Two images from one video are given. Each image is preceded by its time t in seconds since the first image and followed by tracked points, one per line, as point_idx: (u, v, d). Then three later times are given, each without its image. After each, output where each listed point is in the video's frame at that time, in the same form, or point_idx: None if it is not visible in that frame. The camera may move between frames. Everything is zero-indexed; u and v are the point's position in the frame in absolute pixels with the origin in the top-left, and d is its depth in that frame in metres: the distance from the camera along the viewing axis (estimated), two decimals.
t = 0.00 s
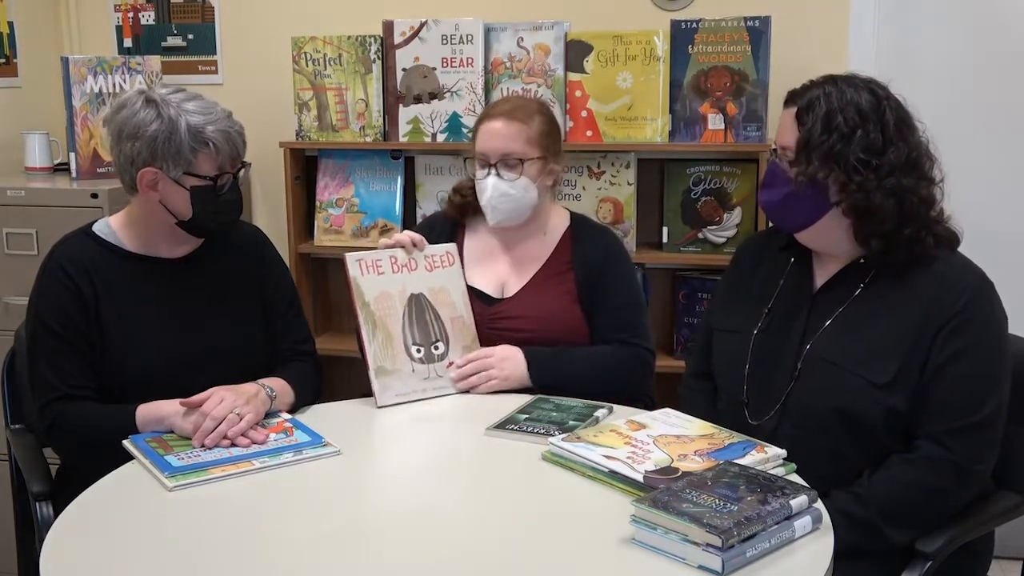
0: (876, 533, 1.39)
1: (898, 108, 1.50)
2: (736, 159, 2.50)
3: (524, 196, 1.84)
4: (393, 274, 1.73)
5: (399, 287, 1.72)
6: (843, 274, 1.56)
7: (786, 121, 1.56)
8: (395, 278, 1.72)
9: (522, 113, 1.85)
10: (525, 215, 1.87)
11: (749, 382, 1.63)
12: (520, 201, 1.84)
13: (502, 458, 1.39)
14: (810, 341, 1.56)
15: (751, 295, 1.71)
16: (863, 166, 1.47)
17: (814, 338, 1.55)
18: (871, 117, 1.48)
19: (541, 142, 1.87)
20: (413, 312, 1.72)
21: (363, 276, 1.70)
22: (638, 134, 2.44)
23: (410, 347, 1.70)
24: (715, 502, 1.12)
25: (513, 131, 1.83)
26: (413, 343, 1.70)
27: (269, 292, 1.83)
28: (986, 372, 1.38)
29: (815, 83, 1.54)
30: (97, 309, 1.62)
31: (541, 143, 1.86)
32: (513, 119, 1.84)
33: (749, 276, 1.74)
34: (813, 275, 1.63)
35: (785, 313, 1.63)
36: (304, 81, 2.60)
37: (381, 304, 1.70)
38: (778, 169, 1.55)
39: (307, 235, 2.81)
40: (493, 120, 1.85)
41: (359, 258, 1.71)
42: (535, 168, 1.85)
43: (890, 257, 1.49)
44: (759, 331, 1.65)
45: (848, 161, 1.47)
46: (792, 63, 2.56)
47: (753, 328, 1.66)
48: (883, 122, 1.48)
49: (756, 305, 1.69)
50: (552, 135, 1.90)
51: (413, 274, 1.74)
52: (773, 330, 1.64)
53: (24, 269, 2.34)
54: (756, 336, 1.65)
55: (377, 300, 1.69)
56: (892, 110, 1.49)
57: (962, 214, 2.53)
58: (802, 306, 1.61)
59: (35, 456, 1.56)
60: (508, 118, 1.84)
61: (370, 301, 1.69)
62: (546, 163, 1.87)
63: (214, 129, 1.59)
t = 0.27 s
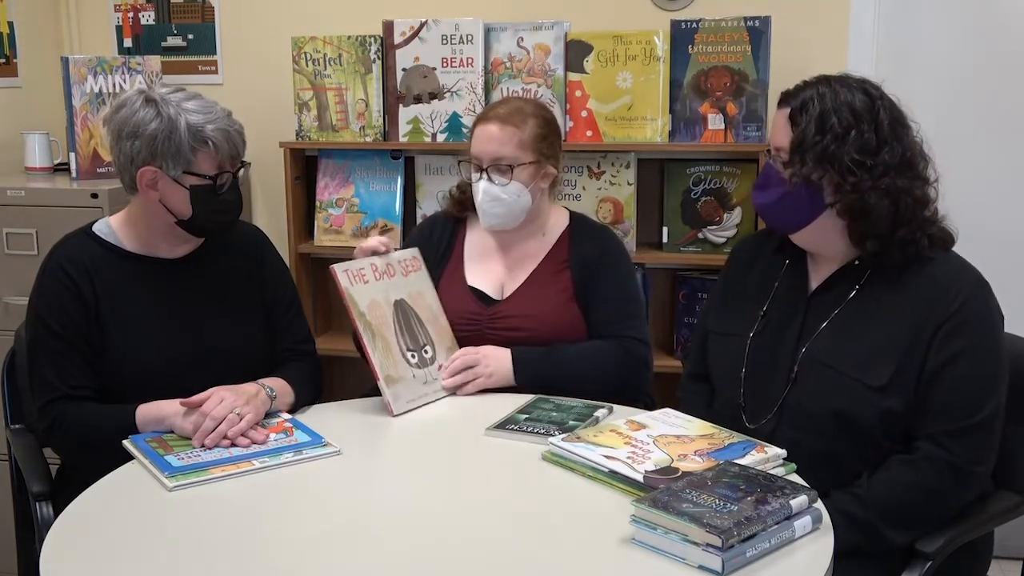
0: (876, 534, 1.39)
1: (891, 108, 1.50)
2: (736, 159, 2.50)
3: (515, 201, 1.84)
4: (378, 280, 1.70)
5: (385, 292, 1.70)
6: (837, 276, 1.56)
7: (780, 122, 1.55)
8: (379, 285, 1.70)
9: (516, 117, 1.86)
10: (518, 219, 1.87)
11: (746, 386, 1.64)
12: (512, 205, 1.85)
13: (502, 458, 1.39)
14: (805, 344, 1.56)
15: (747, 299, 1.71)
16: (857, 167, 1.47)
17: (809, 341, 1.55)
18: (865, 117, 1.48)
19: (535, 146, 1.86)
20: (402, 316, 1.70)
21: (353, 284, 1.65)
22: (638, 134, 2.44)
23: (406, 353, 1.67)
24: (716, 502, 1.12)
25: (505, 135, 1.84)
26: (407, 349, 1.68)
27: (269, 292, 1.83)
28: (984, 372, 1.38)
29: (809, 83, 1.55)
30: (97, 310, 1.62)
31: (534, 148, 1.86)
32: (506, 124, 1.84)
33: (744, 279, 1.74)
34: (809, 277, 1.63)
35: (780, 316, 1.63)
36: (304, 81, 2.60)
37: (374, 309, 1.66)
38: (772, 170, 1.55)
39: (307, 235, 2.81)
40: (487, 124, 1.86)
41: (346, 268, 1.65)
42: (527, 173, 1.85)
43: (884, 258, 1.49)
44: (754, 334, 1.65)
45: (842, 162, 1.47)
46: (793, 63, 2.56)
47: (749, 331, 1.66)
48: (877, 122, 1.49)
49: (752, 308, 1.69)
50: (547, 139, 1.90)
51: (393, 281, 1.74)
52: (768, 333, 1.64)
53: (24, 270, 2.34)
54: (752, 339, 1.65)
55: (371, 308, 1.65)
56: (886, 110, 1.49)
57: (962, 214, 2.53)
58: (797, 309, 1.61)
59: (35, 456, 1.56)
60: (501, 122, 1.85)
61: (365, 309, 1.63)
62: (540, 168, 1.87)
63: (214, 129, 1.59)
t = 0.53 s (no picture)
0: (877, 534, 1.39)
1: (889, 108, 1.50)
2: (736, 159, 2.50)
3: (518, 203, 1.84)
4: (374, 282, 1.69)
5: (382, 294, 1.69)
6: (836, 277, 1.56)
7: (778, 122, 1.55)
8: (376, 287, 1.69)
9: (519, 118, 1.85)
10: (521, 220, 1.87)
11: (746, 387, 1.64)
12: (515, 207, 1.85)
13: (502, 458, 1.39)
14: (804, 344, 1.56)
15: (746, 299, 1.71)
16: (855, 166, 1.47)
17: (808, 342, 1.55)
18: (862, 117, 1.48)
19: (539, 148, 1.86)
20: (399, 318, 1.69)
21: (350, 286, 1.63)
22: (638, 134, 2.44)
23: (404, 353, 1.67)
24: (716, 502, 1.12)
25: (510, 137, 1.83)
26: (405, 349, 1.67)
27: (268, 292, 1.83)
28: (984, 372, 1.38)
29: (806, 83, 1.54)
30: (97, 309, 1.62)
31: (538, 151, 1.86)
32: (511, 126, 1.84)
33: (743, 279, 1.74)
34: (808, 277, 1.63)
35: (779, 317, 1.63)
36: (304, 81, 2.60)
37: (373, 311, 1.65)
38: (770, 170, 1.55)
39: (307, 235, 2.81)
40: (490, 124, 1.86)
41: (343, 269, 1.64)
42: (530, 176, 1.85)
43: (883, 258, 1.49)
44: (753, 335, 1.65)
45: (840, 163, 1.47)
46: (793, 63, 2.56)
47: (748, 332, 1.66)
48: (874, 122, 1.49)
49: (750, 309, 1.69)
50: (551, 142, 1.90)
51: (389, 282, 1.72)
52: (767, 334, 1.64)
53: (24, 270, 2.34)
54: (751, 340, 1.65)
55: (369, 310, 1.64)
56: (883, 110, 1.49)
57: (962, 214, 2.53)
58: (796, 309, 1.61)
59: (35, 456, 1.56)
60: (506, 123, 1.84)
61: (363, 311, 1.62)
62: (543, 170, 1.87)
63: (214, 129, 1.59)
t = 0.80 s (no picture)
0: (876, 534, 1.39)
1: (890, 107, 1.50)
2: (736, 159, 2.50)
3: (525, 203, 1.84)
4: (379, 279, 1.68)
5: (386, 292, 1.68)
6: (837, 275, 1.56)
7: (779, 122, 1.55)
8: (381, 285, 1.68)
9: (530, 117, 1.85)
10: (526, 220, 1.87)
11: (746, 386, 1.64)
12: (521, 207, 1.85)
13: (502, 458, 1.39)
14: (805, 343, 1.56)
15: (747, 299, 1.71)
16: (857, 166, 1.47)
17: (809, 341, 1.55)
18: (864, 117, 1.48)
19: (547, 148, 1.86)
20: (402, 316, 1.68)
21: (354, 283, 1.63)
22: (638, 134, 2.44)
23: (405, 352, 1.66)
24: (715, 502, 1.12)
25: (520, 135, 1.83)
26: (407, 349, 1.67)
27: (268, 292, 1.83)
28: (983, 371, 1.38)
29: (808, 83, 1.54)
30: (97, 309, 1.62)
31: (547, 150, 1.86)
32: (523, 125, 1.84)
33: (744, 279, 1.74)
34: (809, 277, 1.63)
35: (781, 316, 1.63)
36: (304, 81, 2.60)
37: (374, 309, 1.64)
38: (771, 170, 1.55)
39: (307, 235, 2.81)
40: (501, 122, 1.85)
41: (347, 266, 1.64)
42: (539, 175, 1.85)
43: (884, 257, 1.49)
44: (754, 334, 1.65)
45: (842, 162, 1.47)
46: (793, 63, 2.56)
47: (749, 332, 1.67)
48: (876, 121, 1.49)
49: (752, 309, 1.69)
50: (560, 142, 1.89)
51: (395, 280, 1.71)
52: (768, 333, 1.64)
53: (24, 270, 2.34)
54: (752, 340, 1.65)
55: (370, 308, 1.63)
56: (885, 110, 1.49)
57: (962, 214, 2.53)
58: (797, 309, 1.61)
59: (35, 456, 1.56)
60: (517, 122, 1.84)
61: (364, 309, 1.62)
62: (551, 170, 1.87)
63: (215, 129, 1.59)
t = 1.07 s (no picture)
0: (876, 534, 1.39)
1: (896, 106, 1.50)
2: (736, 159, 2.50)
3: (530, 200, 1.84)
4: (406, 276, 1.68)
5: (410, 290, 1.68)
6: (841, 272, 1.56)
7: (784, 121, 1.55)
8: (405, 282, 1.68)
9: (530, 115, 1.85)
10: (531, 217, 1.87)
11: (749, 383, 1.64)
12: (526, 204, 1.85)
13: (503, 458, 1.39)
14: (809, 340, 1.56)
15: (750, 296, 1.71)
16: (863, 164, 1.47)
17: (812, 338, 1.56)
18: (870, 115, 1.48)
19: (549, 145, 1.86)
20: (427, 314, 1.68)
21: (373, 279, 1.66)
22: (638, 134, 2.44)
23: (422, 351, 1.66)
24: (715, 502, 1.12)
25: (521, 133, 1.83)
26: (425, 347, 1.66)
27: (269, 292, 1.83)
28: (984, 370, 1.38)
29: (813, 82, 1.54)
30: (97, 309, 1.62)
31: (548, 147, 1.86)
32: (523, 123, 1.84)
33: (747, 278, 1.74)
34: (813, 274, 1.63)
35: (784, 314, 1.63)
36: (304, 81, 2.60)
37: (393, 306, 1.65)
38: (777, 168, 1.55)
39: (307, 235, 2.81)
40: (501, 121, 1.85)
41: (369, 261, 1.67)
42: (542, 172, 1.85)
43: (890, 255, 1.50)
44: (758, 332, 1.66)
45: (848, 160, 1.47)
46: (792, 64, 2.56)
47: (753, 329, 1.67)
48: (882, 120, 1.48)
49: (756, 307, 1.69)
50: (560, 138, 1.89)
51: (425, 277, 1.70)
52: (772, 330, 1.64)
53: (24, 270, 2.34)
54: (756, 337, 1.66)
55: (387, 304, 1.65)
56: (891, 108, 1.49)
57: (962, 214, 2.53)
58: (801, 307, 1.61)
59: (35, 456, 1.56)
60: (517, 120, 1.84)
61: (380, 304, 1.65)
62: (554, 166, 1.87)
63: (215, 129, 1.59)
